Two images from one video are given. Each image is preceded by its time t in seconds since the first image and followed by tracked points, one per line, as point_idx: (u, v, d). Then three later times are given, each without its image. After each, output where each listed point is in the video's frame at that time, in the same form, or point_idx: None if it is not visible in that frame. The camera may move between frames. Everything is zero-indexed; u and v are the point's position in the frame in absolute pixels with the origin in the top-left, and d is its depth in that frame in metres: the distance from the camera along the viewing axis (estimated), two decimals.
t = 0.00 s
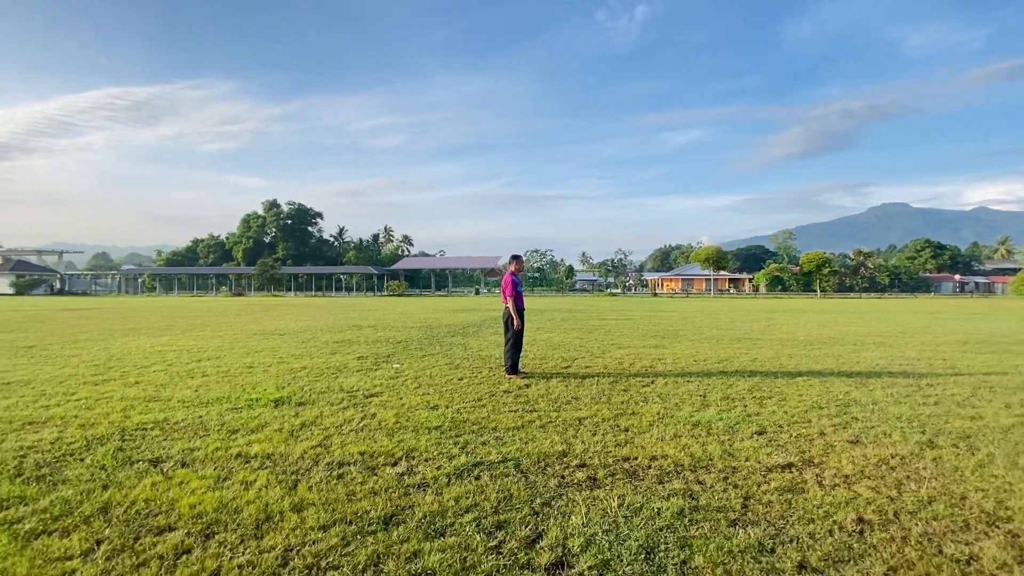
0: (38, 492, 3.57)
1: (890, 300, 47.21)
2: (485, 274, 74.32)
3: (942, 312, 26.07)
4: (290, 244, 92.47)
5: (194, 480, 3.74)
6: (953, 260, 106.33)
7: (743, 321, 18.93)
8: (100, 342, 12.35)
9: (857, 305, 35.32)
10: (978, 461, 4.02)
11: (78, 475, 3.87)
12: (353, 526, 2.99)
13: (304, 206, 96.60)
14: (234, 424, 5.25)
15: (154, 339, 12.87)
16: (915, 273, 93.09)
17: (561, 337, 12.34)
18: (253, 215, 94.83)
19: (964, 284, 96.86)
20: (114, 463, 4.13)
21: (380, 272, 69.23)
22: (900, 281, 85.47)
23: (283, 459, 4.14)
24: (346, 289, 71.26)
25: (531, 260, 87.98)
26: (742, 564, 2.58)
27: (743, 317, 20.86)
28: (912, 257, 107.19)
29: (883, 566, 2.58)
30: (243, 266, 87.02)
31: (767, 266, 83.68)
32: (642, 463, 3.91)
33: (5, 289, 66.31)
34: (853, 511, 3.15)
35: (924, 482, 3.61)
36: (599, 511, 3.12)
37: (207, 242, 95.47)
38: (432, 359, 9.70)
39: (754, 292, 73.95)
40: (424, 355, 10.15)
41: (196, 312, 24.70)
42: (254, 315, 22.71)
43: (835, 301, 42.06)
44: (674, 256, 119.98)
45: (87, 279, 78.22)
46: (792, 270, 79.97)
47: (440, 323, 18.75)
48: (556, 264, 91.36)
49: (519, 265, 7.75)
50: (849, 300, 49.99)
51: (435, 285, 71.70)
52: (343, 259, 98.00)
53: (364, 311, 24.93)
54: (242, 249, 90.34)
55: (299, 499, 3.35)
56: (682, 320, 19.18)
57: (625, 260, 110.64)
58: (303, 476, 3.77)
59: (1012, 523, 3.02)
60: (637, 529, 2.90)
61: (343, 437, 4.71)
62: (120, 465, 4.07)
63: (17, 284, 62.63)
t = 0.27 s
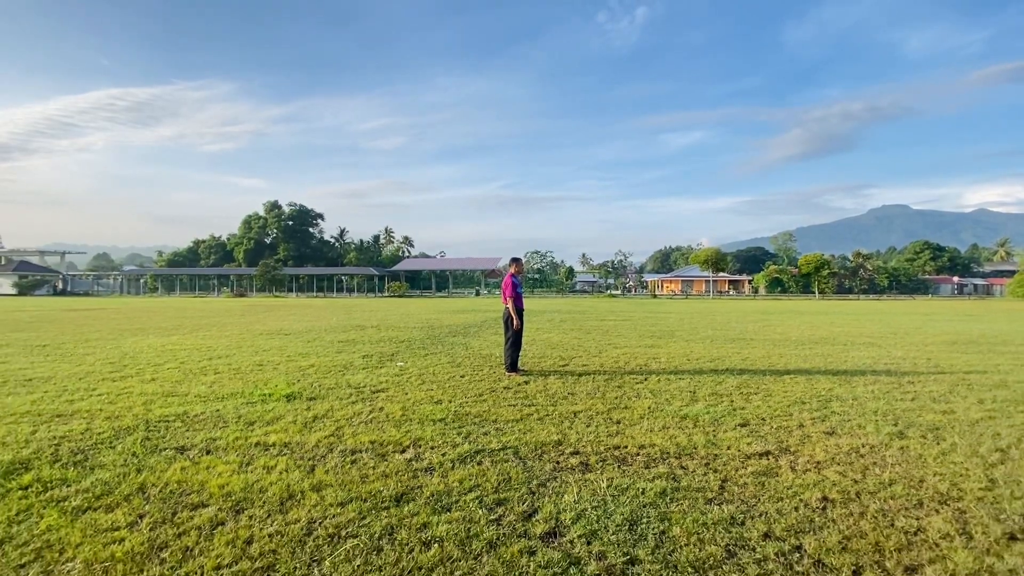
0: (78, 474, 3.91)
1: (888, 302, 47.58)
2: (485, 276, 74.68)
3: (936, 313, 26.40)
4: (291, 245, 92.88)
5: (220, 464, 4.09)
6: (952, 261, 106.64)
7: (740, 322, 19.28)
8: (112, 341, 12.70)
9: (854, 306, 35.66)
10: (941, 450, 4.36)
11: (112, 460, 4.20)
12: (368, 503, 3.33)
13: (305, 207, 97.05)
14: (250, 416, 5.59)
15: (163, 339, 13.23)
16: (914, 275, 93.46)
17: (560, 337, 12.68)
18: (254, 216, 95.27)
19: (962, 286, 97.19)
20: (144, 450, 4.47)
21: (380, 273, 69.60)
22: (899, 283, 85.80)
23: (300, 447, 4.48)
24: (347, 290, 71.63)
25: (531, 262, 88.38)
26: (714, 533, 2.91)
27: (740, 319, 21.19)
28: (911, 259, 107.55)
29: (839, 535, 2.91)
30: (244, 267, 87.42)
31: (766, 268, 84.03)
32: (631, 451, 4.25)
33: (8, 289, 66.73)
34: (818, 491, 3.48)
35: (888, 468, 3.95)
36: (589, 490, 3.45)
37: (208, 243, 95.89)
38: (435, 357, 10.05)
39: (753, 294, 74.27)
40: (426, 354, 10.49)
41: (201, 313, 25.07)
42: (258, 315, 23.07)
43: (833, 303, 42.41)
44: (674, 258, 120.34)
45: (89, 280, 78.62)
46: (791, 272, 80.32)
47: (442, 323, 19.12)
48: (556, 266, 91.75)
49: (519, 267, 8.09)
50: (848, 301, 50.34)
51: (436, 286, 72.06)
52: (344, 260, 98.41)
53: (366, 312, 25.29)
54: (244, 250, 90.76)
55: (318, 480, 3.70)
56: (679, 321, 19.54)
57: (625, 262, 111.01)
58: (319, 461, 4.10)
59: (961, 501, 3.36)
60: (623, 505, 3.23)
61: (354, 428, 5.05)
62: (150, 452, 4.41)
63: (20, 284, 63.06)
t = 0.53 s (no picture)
0: (109, 458, 4.23)
1: (886, 304, 47.88)
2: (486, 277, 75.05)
3: (931, 315, 26.71)
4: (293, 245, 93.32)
5: (240, 449, 4.42)
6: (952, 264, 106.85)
7: (736, 323, 19.61)
8: (122, 339, 13.06)
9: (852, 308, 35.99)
10: (909, 439, 4.68)
11: (139, 446, 4.54)
12: (378, 482, 3.66)
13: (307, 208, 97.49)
14: (263, 408, 5.92)
15: (172, 337, 13.59)
16: (913, 277, 93.71)
17: (558, 337, 13.00)
18: (256, 217, 95.77)
19: (962, 288, 97.44)
20: (167, 437, 4.80)
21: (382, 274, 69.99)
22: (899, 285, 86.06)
23: (312, 435, 4.81)
24: (348, 291, 72.02)
25: (532, 263, 88.74)
26: (690, 507, 3.22)
27: (736, 320, 21.50)
28: (911, 261, 107.82)
29: (804, 509, 3.23)
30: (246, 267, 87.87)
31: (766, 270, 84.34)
32: (620, 439, 4.58)
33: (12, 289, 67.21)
34: (790, 474, 3.80)
35: (857, 454, 4.27)
36: (579, 472, 3.77)
37: (210, 244, 96.31)
38: (437, 355, 10.39)
39: (753, 295, 74.54)
40: (428, 352, 10.83)
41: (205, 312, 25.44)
42: (262, 315, 23.42)
43: (831, 304, 42.74)
44: (674, 259, 120.56)
45: (92, 280, 79.08)
46: (790, 273, 80.62)
47: (443, 323, 19.46)
48: (556, 267, 92.12)
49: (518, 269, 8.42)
50: (846, 303, 50.66)
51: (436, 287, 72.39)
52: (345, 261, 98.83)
53: (368, 312, 25.62)
54: (245, 251, 91.17)
55: (331, 463, 4.02)
56: (676, 322, 19.87)
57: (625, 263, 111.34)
58: (330, 447, 4.43)
59: (918, 482, 3.67)
60: (610, 484, 3.55)
61: (362, 418, 5.38)
62: (173, 438, 4.75)
63: (23, 284, 63.49)
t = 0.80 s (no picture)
0: (142, 444, 4.59)
1: (885, 305, 48.11)
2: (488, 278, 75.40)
3: (928, 316, 26.98)
4: (296, 246, 93.83)
5: (261, 437, 4.78)
6: (953, 266, 106.91)
7: (734, 324, 19.93)
8: (135, 338, 13.47)
9: (852, 309, 36.26)
10: (885, 430, 5.00)
11: (167, 433, 4.90)
12: (391, 465, 4.00)
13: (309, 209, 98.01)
14: (278, 401, 6.28)
15: (183, 335, 13.99)
16: (914, 279, 93.86)
17: (558, 337, 13.34)
18: (259, 218, 96.33)
19: (964, 290, 97.49)
20: (192, 426, 5.16)
21: (384, 275, 70.43)
22: (900, 287, 86.17)
23: (327, 424, 5.17)
24: (351, 292, 72.43)
25: (533, 265, 89.10)
26: (674, 486, 3.56)
27: (735, 321, 21.81)
28: (912, 263, 107.88)
29: (777, 488, 3.56)
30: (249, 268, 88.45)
31: (767, 271, 84.56)
32: (614, 429, 4.92)
33: (18, 290, 67.78)
34: (768, 459, 4.14)
35: (833, 442, 4.60)
36: (574, 456, 4.12)
37: (213, 245, 96.86)
38: (440, 353, 10.73)
39: (754, 297, 74.71)
40: (432, 351, 11.19)
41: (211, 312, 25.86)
42: (267, 315, 23.80)
43: (831, 307, 42.94)
44: (675, 261, 120.83)
45: (96, 281, 79.66)
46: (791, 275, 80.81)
47: (446, 323, 19.84)
48: (558, 268, 92.57)
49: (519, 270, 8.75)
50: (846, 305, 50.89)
51: (438, 288, 72.87)
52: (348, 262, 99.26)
53: (372, 312, 25.98)
54: (248, 252, 91.72)
55: (346, 449, 4.37)
56: (675, 322, 20.21)
57: (626, 265, 111.64)
58: (344, 435, 4.78)
59: (886, 466, 4.00)
60: (602, 467, 3.89)
61: (372, 410, 5.74)
62: (199, 427, 5.11)
63: (29, 284, 64.18)
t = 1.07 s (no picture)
0: (171, 433, 4.98)
1: (884, 307, 48.38)
2: (489, 279, 75.79)
3: (924, 317, 27.34)
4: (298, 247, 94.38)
5: (280, 427, 5.16)
6: (954, 267, 107.08)
7: (731, 324, 20.31)
8: (147, 336, 13.89)
9: (850, 310, 36.59)
10: (859, 422, 5.36)
11: (192, 424, 5.29)
12: (401, 450, 4.38)
13: (312, 210, 98.48)
14: (292, 396, 6.66)
15: (193, 334, 14.41)
16: (915, 280, 94.07)
17: (557, 336, 13.71)
18: (261, 219, 96.88)
19: (964, 291, 97.65)
20: (214, 418, 5.54)
21: (386, 276, 70.91)
22: (900, 289, 86.41)
23: (339, 416, 5.55)
24: (353, 292, 72.89)
25: (535, 266, 89.51)
26: (657, 469, 3.94)
27: (732, 321, 22.16)
28: (913, 264, 107.99)
29: (751, 471, 3.93)
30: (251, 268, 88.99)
31: (767, 273, 84.87)
32: (606, 421, 5.29)
33: (24, 290, 68.35)
34: (746, 447, 4.51)
35: (809, 433, 4.97)
36: (568, 444, 4.50)
37: (216, 245, 97.44)
38: (444, 352, 11.13)
39: (754, 298, 75.03)
40: (436, 349, 11.59)
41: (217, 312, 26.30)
42: (273, 315, 24.25)
43: (830, 308, 43.25)
44: (676, 262, 121.15)
45: (100, 281, 80.20)
46: (791, 276, 81.10)
47: (448, 323, 20.26)
48: (559, 269, 92.96)
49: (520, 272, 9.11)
50: (845, 306, 51.16)
51: (440, 288, 73.32)
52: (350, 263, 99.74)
53: (375, 312, 26.39)
54: (251, 252, 92.26)
55: (359, 437, 4.76)
56: (673, 323, 20.59)
57: (627, 266, 111.99)
58: (356, 425, 5.17)
59: (853, 453, 4.37)
60: (593, 453, 4.27)
61: (381, 403, 6.13)
62: (220, 419, 5.49)
63: (34, 285, 64.76)
